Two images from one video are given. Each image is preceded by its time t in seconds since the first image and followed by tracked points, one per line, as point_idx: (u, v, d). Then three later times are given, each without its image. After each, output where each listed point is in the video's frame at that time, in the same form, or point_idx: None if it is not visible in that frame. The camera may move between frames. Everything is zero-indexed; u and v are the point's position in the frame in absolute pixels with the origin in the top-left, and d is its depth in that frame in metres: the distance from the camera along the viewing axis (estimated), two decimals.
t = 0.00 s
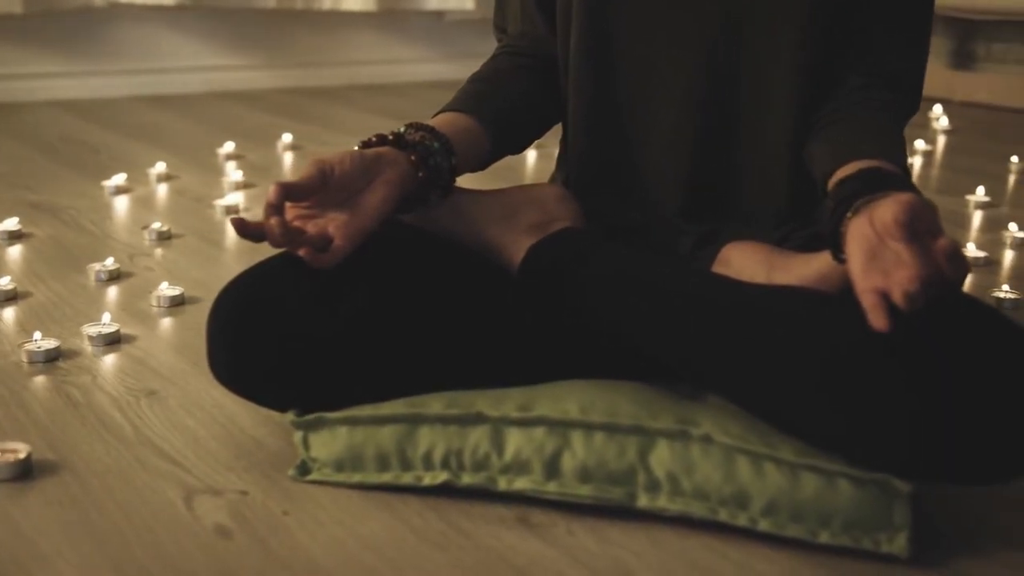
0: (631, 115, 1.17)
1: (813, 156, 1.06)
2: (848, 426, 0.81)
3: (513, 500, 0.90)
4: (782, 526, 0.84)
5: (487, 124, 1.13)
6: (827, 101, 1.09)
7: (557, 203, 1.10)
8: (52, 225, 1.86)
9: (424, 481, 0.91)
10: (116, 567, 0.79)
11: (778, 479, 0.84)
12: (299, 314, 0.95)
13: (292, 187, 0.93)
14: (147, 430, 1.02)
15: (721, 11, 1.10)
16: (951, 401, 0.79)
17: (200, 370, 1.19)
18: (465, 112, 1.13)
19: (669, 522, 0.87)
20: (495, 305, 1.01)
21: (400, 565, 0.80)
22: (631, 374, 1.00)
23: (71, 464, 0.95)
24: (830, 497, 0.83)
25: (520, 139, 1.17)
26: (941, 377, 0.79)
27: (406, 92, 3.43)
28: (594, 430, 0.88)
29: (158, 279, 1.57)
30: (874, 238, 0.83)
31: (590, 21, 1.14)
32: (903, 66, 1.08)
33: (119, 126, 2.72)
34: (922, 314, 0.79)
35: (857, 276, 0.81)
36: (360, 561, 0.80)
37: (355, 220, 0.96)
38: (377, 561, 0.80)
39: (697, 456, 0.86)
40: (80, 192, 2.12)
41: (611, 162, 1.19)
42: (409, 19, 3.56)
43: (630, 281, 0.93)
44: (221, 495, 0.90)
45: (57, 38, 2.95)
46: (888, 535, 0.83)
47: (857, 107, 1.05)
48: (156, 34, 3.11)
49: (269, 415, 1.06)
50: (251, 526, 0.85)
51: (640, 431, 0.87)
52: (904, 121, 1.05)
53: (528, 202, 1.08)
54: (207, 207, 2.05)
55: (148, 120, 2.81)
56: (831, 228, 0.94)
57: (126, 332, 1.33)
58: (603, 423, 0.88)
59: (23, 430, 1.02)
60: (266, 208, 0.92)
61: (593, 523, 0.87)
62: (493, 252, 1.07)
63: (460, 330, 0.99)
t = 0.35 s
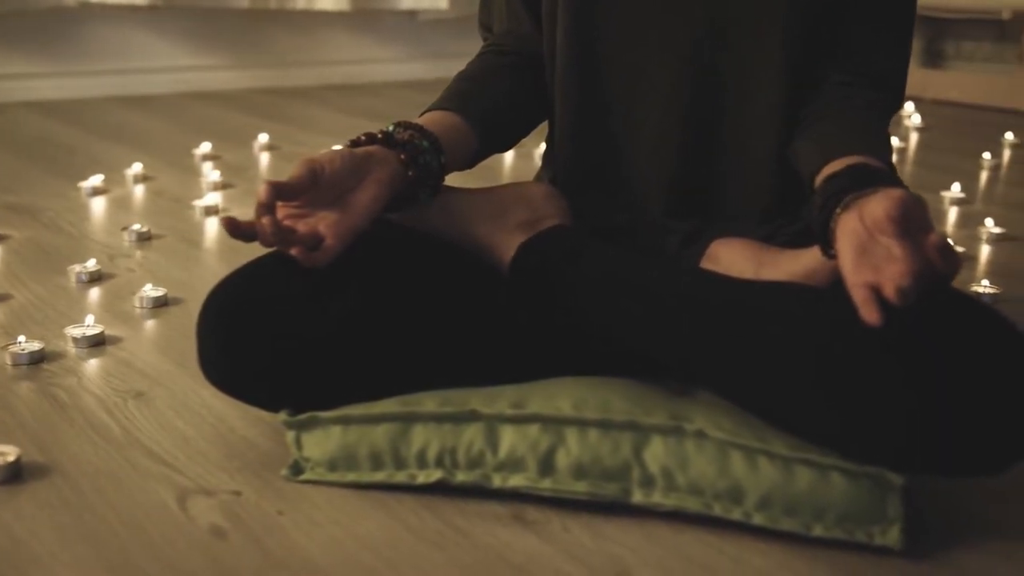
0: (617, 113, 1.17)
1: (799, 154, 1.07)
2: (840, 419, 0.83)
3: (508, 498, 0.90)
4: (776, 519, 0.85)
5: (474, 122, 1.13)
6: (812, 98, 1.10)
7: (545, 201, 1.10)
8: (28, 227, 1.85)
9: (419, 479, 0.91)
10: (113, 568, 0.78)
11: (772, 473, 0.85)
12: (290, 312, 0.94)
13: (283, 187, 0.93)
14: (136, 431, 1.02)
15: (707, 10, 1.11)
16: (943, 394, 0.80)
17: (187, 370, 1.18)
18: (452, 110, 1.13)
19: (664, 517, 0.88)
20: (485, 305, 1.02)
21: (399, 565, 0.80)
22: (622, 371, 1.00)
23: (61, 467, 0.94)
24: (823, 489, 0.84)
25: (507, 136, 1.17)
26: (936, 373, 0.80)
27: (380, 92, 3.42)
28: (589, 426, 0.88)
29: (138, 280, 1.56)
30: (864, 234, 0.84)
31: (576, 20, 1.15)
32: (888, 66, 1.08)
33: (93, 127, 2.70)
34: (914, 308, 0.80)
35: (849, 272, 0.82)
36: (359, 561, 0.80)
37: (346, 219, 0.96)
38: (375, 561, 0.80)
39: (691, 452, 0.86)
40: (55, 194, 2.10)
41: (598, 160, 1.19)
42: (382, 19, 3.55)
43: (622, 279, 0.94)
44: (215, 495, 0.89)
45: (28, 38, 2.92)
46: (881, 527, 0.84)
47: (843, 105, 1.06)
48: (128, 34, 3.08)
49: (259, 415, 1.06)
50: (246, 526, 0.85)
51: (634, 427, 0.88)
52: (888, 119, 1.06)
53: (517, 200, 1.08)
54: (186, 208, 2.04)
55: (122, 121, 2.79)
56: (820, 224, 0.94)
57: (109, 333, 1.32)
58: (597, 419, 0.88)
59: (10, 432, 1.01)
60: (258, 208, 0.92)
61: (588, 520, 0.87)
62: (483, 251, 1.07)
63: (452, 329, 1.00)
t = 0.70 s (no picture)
0: (602, 111, 1.17)
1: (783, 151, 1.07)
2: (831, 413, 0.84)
3: (501, 495, 0.91)
4: (770, 513, 0.86)
5: (461, 121, 1.13)
6: (794, 96, 1.11)
7: (533, 199, 1.10)
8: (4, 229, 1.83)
9: (412, 477, 0.90)
10: (108, 571, 0.78)
11: (765, 467, 0.86)
12: (281, 313, 0.94)
13: (273, 186, 0.92)
14: (125, 433, 1.01)
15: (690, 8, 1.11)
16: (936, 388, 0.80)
17: (173, 371, 1.18)
18: (439, 109, 1.13)
19: (657, 512, 0.88)
20: (476, 302, 1.02)
21: (396, 564, 0.80)
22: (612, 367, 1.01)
23: (50, 469, 0.93)
24: (816, 483, 0.85)
25: (493, 135, 1.17)
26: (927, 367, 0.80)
27: (353, 92, 3.42)
28: (582, 423, 0.89)
29: (119, 281, 1.55)
30: (853, 228, 0.85)
31: (560, 19, 1.15)
32: (871, 64, 1.10)
33: (65, 128, 2.68)
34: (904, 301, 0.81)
35: (839, 266, 0.83)
36: (356, 560, 0.80)
37: (336, 218, 0.96)
38: (372, 560, 0.80)
39: (685, 447, 0.87)
40: (30, 196, 2.08)
41: (583, 159, 1.19)
42: (353, 19, 3.54)
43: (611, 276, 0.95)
44: (208, 496, 0.89)
45: None
46: (873, 519, 0.85)
47: (826, 102, 1.07)
48: (99, 35, 3.06)
49: (249, 416, 1.06)
50: (241, 526, 0.84)
51: (627, 423, 0.88)
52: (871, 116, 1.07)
53: (506, 198, 1.09)
54: (163, 209, 2.03)
55: (95, 122, 2.77)
56: (808, 220, 0.95)
57: (92, 335, 1.31)
58: (591, 416, 0.88)
59: None
60: (248, 208, 0.91)
61: (583, 515, 0.88)
62: (474, 251, 1.07)
63: (442, 329, 0.99)
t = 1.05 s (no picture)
0: (588, 110, 1.18)
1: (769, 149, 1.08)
2: (821, 406, 0.85)
3: (495, 492, 0.91)
4: (763, 507, 0.86)
5: (449, 119, 1.13)
6: (779, 94, 1.12)
7: (522, 197, 1.10)
8: None
9: (406, 476, 0.90)
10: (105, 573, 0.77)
11: (758, 462, 0.86)
12: (270, 313, 0.94)
13: (263, 186, 0.92)
14: (114, 435, 1.01)
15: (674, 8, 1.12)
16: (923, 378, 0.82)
17: (159, 373, 1.17)
18: (426, 108, 1.13)
19: (651, 508, 0.89)
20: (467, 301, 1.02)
21: (393, 562, 0.80)
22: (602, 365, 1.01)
23: (40, 472, 0.92)
24: (808, 477, 0.85)
25: (479, 134, 1.17)
26: (917, 359, 0.82)
27: (328, 92, 3.41)
28: (576, 420, 0.89)
29: (100, 283, 1.54)
30: (841, 224, 0.86)
31: (546, 18, 1.15)
32: (855, 62, 1.11)
33: (39, 130, 2.65)
34: (895, 296, 0.82)
35: (829, 262, 0.84)
36: (352, 559, 0.80)
37: (326, 218, 0.96)
38: (369, 559, 0.80)
39: (678, 443, 0.88)
40: (6, 198, 2.06)
41: (568, 157, 1.20)
42: (325, 19, 3.53)
43: (602, 273, 0.95)
44: (201, 497, 0.89)
45: None
46: (865, 512, 0.85)
47: (811, 99, 1.08)
48: (71, 36, 3.03)
49: (238, 417, 1.06)
50: (236, 527, 0.84)
51: (620, 419, 0.89)
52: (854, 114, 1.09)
53: (496, 196, 1.09)
54: (141, 210, 2.02)
55: (68, 123, 2.75)
56: (796, 217, 0.96)
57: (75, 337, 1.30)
58: (584, 413, 0.89)
59: None
60: (238, 208, 0.91)
61: (577, 512, 0.88)
62: (465, 250, 1.07)
63: (433, 326, 0.99)
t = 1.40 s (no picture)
0: (574, 109, 1.19)
1: (754, 147, 1.09)
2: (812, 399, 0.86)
3: (489, 489, 0.91)
4: (756, 500, 0.87)
5: (436, 118, 1.13)
6: (763, 92, 1.13)
7: (510, 195, 1.11)
8: None
9: (399, 474, 0.91)
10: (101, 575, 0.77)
11: (749, 455, 0.87)
12: (261, 312, 0.94)
13: (253, 186, 0.92)
14: (104, 436, 1.00)
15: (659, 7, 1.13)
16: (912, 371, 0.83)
17: (146, 374, 1.17)
18: (414, 107, 1.13)
19: (645, 503, 0.89)
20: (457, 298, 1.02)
21: (390, 560, 0.80)
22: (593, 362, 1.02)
23: (31, 475, 0.92)
24: (800, 470, 0.86)
25: (466, 133, 1.18)
26: (905, 352, 0.83)
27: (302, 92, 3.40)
28: (568, 416, 0.90)
29: (81, 284, 1.53)
30: (831, 220, 0.87)
31: (531, 17, 1.15)
32: (838, 61, 1.12)
33: (11, 131, 2.63)
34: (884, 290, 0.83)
35: (819, 258, 0.85)
36: (350, 558, 0.80)
37: (317, 217, 0.95)
38: (366, 557, 0.81)
39: (671, 438, 0.88)
40: None
41: (554, 156, 1.20)
42: (298, 19, 3.52)
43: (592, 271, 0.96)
44: (195, 497, 0.89)
45: None
46: (856, 505, 0.86)
47: (795, 98, 1.09)
48: (42, 37, 3.00)
49: (228, 417, 1.05)
50: (232, 527, 0.84)
51: (613, 415, 0.90)
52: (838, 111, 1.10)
53: (484, 195, 1.09)
54: (118, 211, 2.01)
55: (41, 125, 2.73)
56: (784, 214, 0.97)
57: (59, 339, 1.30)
58: (577, 410, 0.90)
59: None
60: (229, 207, 0.91)
61: (571, 507, 0.88)
62: (455, 249, 1.07)
63: (423, 325, 1.00)
